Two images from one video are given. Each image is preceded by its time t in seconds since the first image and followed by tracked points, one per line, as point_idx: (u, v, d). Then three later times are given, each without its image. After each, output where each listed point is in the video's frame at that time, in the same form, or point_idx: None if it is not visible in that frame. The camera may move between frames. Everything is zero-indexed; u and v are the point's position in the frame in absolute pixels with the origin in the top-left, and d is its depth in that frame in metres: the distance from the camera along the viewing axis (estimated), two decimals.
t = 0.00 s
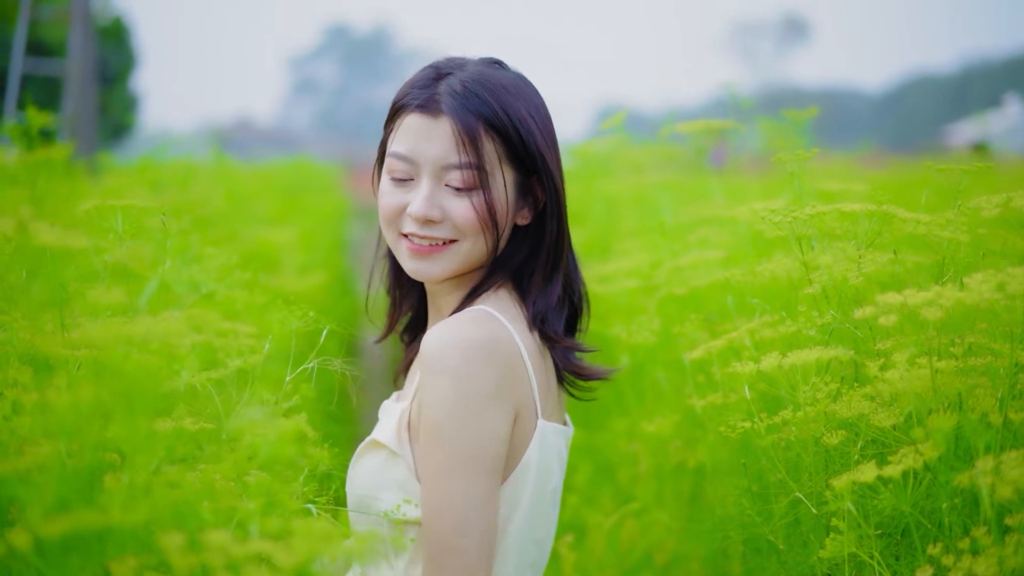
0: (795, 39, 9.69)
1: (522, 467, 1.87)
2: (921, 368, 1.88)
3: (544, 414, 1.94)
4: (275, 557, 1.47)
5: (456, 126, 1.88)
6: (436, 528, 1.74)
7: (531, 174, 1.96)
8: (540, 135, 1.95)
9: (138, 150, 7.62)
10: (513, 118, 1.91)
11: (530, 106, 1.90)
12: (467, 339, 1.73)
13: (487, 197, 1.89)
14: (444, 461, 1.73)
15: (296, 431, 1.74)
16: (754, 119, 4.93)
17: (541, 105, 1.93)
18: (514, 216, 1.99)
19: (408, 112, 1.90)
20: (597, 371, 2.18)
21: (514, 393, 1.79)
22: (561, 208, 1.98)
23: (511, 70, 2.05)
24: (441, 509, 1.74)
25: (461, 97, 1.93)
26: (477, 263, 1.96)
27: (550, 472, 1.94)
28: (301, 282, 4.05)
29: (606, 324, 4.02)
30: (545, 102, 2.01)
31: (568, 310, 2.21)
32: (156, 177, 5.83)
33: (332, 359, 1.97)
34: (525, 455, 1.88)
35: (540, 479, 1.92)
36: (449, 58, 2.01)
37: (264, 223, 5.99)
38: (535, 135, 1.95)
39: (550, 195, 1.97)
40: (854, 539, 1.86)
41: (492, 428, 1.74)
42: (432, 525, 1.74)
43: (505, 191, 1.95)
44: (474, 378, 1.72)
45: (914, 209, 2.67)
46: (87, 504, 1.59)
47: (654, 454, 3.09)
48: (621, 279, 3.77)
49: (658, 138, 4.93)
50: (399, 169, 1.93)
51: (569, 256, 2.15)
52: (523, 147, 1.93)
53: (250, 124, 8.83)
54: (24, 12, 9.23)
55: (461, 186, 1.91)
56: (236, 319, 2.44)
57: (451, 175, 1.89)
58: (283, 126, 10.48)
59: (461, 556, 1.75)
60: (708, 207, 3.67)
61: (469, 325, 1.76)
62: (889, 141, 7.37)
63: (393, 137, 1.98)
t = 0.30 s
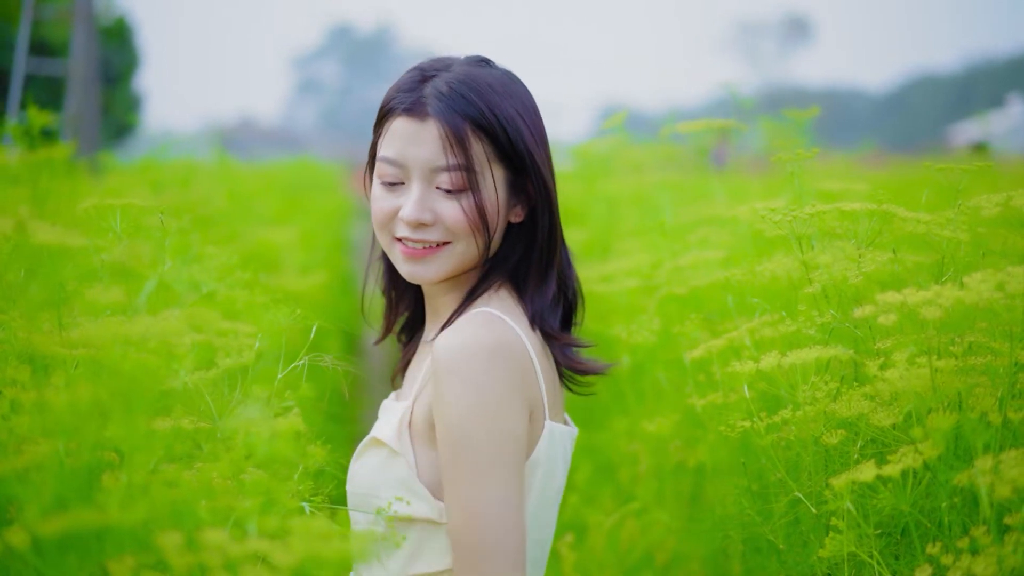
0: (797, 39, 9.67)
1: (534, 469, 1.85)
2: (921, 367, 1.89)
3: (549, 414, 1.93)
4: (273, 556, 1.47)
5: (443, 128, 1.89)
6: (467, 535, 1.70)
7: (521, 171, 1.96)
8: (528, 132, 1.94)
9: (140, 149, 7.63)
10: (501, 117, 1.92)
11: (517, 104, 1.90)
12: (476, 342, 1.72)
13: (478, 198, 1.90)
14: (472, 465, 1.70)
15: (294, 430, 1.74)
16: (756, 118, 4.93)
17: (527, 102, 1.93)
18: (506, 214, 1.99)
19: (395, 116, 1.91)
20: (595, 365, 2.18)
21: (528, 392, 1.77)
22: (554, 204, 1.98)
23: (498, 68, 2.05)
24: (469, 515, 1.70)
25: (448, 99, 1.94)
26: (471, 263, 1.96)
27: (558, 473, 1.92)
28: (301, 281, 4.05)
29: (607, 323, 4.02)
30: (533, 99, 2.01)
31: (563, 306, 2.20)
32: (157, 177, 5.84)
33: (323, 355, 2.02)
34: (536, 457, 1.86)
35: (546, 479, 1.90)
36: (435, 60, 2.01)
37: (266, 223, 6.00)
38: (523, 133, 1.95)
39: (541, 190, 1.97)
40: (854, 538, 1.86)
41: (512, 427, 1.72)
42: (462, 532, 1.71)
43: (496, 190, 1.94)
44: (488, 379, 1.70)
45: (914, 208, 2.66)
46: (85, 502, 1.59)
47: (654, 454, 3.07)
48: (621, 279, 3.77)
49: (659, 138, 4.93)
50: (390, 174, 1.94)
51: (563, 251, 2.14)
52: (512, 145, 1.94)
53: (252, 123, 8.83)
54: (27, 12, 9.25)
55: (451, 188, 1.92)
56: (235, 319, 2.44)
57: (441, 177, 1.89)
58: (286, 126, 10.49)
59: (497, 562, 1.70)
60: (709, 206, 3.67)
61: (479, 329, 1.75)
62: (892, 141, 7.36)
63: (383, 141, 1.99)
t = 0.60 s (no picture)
0: (799, 38, 9.65)
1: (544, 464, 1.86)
2: (921, 366, 1.89)
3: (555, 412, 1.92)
4: (271, 555, 1.48)
5: (433, 128, 1.89)
6: (496, 530, 1.73)
7: (513, 168, 1.96)
8: (518, 129, 1.94)
9: (142, 149, 7.64)
10: (490, 115, 1.92)
11: (505, 101, 1.90)
12: (484, 342, 1.73)
13: (470, 198, 1.90)
14: (496, 463, 1.71)
15: (293, 429, 1.74)
16: (757, 117, 4.92)
17: (516, 98, 1.92)
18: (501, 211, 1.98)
19: (384, 119, 1.91)
20: (593, 360, 2.19)
21: (539, 386, 1.78)
22: (547, 199, 1.98)
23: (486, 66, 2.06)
24: (496, 511, 1.72)
25: (436, 99, 1.94)
26: (466, 263, 1.96)
27: (564, 468, 1.92)
28: (302, 280, 4.05)
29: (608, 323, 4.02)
30: (522, 96, 2.01)
31: (559, 302, 2.20)
32: (158, 176, 5.85)
33: (323, 356, 2.05)
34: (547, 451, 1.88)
35: (552, 476, 1.91)
36: (422, 60, 2.01)
37: (267, 222, 6.00)
38: (513, 129, 1.95)
39: (533, 186, 1.97)
40: (854, 538, 1.86)
41: (528, 420, 1.73)
42: (490, 528, 1.73)
43: (489, 188, 1.94)
44: (500, 377, 1.72)
45: (915, 208, 2.66)
46: (83, 502, 1.59)
47: (654, 453, 3.09)
48: (622, 279, 3.76)
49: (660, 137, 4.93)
50: (381, 178, 1.94)
51: (557, 246, 2.14)
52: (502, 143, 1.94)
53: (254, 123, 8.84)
54: (30, 12, 9.27)
55: (443, 189, 1.92)
56: (234, 317, 2.44)
57: (433, 178, 1.90)
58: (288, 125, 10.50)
59: (530, 553, 1.73)
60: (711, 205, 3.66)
61: (487, 328, 1.76)
62: (894, 141, 7.34)
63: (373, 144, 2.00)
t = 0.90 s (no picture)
0: (802, 39, 9.63)
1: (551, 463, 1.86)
2: (924, 366, 1.90)
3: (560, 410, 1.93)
4: (271, 555, 1.47)
5: (426, 128, 1.89)
6: (516, 529, 1.74)
7: (508, 165, 1.95)
8: (511, 126, 1.94)
9: (144, 149, 7.65)
10: (483, 113, 1.92)
11: (497, 98, 1.90)
12: (493, 341, 1.75)
13: (466, 197, 1.90)
14: (516, 459, 1.72)
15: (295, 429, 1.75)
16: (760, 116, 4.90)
17: (509, 95, 1.92)
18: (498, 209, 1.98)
19: (377, 122, 1.92)
20: (592, 357, 2.19)
21: (551, 381, 1.80)
22: (544, 196, 1.97)
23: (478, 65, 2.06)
24: (514, 510, 1.73)
25: (428, 99, 1.95)
26: (465, 263, 1.96)
27: (569, 465, 1.93)
28: (304, 280, 4.05)
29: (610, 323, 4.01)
30: (515, 92, 2.01)
31: (557, 299, 2.19)
32: (160, 176, 5.85)
33: (331, 362, 2.09)
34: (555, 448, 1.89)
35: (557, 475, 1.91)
36: (413, 61, 2.01)
37: (270, 222, 6.00)
38: (506, 126, 1.95)
39: (529, 182, 1.96)
40: (857, 538, 1.86)
41: (541, 416, 1.75)
42: (509, 527, 1.74)
43: (485, 187, 1.94)
44: (513, 375, 1.73)
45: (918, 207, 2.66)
46: (83, 501, 1.59)
47: (658, 453, 3.02)
48: (624, 278, 3.75)
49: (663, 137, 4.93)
50: (377, 181, 1.95)
51: (555, 243, 2.14)
52: (496, 140, 1.94)
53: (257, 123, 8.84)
54: (32, 12, 9.30)
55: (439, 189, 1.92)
56: (235, 317, 2.44)
57: (428, 178, 1.90)
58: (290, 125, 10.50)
59: (553, 546, 1.75)
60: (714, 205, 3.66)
61: (498, 326, 1.78)
62: (896, 142, 7.31)
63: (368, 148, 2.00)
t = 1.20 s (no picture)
0: (804, 38, 9.60)
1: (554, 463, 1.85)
2: (929, 367, 1.89)
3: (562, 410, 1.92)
4: (276, 556, 1.47)
5: (424, 129, 1.89)
6: (524, 529, 1.74)
7: (506, 163, 1.95)
8: (509, 124, 1.93)
9: (146, 149, 7.65)
10: (479, 112, 1.92)
11: (494, 97, 1.90)
12: (498, 341, 1.74)
13: (466, 197, 1.89)
14: (522, 459, 1.73)
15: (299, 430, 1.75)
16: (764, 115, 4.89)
17: (505, 93, 1.92)
18: (499, 207, 1.98)
19: (375, 125, 1.91)
20: (594, 356, 2.18)
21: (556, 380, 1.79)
22: (544, 192, 1.97)
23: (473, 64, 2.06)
24: (521, 510, 1.74)
25: (425, 100, 1.94)
26: (468, 263, 1.96)
27: (572, 464, 1.94)
28: (307, 279, 4.04)
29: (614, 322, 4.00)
30: (512, 90, 2.00)
31: (559, 296, 2.19)
32: (162, 176, 5.86)
33: (331, 356, 2.07)
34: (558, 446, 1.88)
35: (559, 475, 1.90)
36: (408, 63, 2.01)
37: (273, 222, 5.99)
38: (503, 124, 1.95)
39: (528, 179, 1.95)
40: (861, 539, 1.85)
41: (547, 415, 1.75)
42: (516, 527, 1.74)
43: (485, 186, 1.94)
44: (519, 374, 1.73)
45: (922, 207, 2.65)
46: (86, 502, 1.58)
47: (661, 453, 3.03)
48: (627, 278, 3.74)
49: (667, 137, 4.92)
50: (377, 184, 1.94)
51: (556, 240, 2.14)
52: (494, 138, 1.93)
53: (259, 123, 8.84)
54: (34, 11, 9.30)
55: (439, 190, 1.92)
56: (238, 317, 2.44)
57: (428, 179, 1.89)
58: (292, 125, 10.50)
59: (559, 545, 1.76)
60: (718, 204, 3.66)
61: (503, 325, 1.77)
62: (899, 142, 7.29)
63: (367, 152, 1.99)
